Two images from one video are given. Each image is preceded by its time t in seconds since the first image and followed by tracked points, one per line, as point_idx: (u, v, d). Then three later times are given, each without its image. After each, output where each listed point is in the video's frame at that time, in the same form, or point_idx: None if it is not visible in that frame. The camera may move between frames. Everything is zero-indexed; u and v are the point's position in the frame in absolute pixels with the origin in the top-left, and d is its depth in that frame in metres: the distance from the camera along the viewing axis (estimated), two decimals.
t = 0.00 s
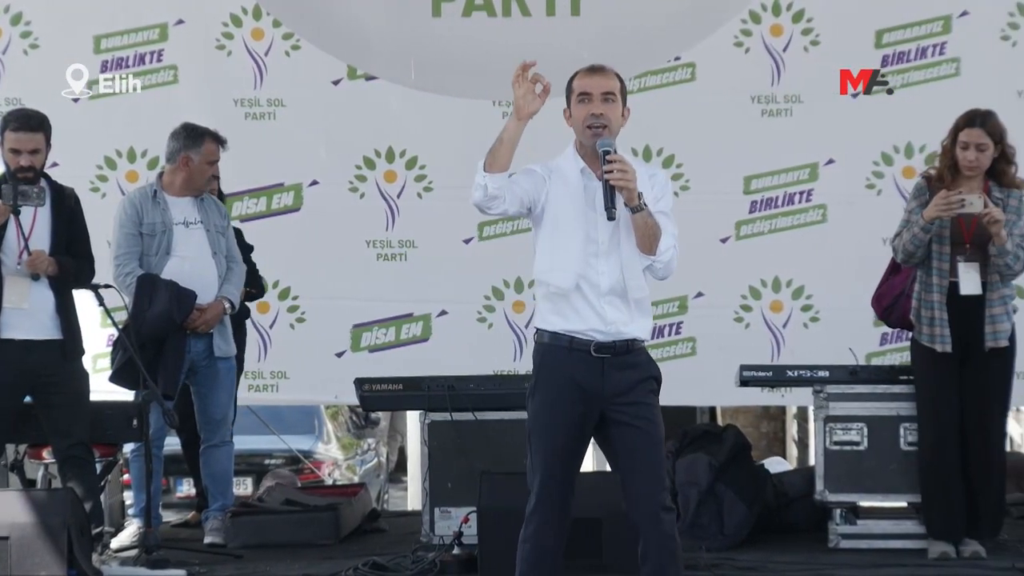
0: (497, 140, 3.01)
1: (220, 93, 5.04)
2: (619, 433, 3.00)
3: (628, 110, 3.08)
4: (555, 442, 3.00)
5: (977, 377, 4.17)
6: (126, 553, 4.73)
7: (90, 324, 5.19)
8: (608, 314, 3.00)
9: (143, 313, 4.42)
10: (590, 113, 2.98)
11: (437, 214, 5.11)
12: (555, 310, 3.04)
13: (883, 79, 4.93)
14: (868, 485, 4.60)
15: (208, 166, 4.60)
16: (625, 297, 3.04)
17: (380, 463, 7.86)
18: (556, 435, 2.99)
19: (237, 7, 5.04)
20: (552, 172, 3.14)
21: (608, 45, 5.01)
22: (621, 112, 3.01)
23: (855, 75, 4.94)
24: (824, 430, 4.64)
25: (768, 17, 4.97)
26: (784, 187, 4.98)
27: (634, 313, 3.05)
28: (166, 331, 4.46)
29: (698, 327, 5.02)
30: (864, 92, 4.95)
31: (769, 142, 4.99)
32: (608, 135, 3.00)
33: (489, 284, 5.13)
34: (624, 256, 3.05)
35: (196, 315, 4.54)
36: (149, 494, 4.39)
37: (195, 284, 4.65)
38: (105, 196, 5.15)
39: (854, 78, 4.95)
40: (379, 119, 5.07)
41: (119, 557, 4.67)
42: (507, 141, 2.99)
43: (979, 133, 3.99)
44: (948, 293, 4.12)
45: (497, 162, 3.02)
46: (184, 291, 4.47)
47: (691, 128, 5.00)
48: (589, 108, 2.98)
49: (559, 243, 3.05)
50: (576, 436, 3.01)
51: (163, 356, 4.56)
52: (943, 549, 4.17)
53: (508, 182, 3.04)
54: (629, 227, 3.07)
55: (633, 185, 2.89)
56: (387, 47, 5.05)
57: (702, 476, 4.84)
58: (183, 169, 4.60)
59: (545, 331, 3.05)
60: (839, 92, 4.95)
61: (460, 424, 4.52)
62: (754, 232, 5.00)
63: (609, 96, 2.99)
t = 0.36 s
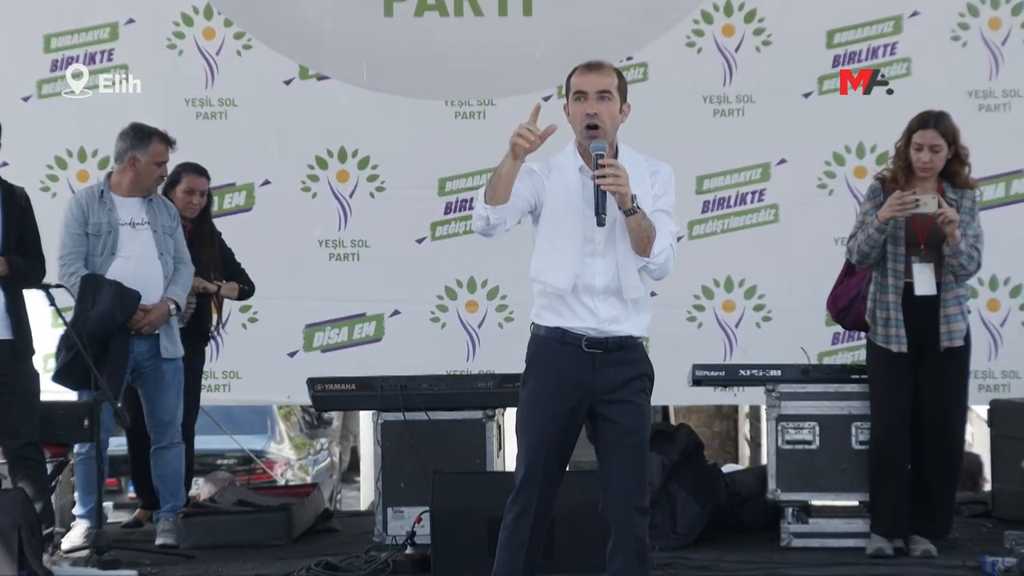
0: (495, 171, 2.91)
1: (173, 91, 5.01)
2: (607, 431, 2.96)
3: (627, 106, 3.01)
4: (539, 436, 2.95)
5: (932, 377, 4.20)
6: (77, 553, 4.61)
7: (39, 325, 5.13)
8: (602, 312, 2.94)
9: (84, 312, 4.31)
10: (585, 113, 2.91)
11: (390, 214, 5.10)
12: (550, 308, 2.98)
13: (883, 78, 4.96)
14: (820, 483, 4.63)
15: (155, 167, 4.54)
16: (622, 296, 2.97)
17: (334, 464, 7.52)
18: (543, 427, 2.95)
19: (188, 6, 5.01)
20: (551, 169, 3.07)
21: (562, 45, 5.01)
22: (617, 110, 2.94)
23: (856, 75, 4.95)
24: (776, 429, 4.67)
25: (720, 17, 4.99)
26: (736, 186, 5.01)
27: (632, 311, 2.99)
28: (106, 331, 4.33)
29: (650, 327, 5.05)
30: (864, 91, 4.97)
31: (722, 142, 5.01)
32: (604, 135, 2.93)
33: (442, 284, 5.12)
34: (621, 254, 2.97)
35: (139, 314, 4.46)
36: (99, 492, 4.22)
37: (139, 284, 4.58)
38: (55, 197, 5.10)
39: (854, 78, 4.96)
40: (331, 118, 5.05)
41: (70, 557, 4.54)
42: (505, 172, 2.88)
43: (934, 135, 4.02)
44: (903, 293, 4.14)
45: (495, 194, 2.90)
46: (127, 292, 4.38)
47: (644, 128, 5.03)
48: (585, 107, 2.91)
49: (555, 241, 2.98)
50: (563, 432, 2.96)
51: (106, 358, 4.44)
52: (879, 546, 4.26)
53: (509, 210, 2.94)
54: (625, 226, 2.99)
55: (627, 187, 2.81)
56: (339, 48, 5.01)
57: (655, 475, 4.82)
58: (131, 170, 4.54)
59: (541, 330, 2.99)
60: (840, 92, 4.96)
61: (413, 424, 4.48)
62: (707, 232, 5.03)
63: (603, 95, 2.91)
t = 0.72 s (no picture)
0: (483, 191, 2.98)
1: (131, 91, 5.00)
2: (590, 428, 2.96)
3: (625, 101, 3.02)
4: (524, 437, 2.95)
5: (888, 378, 4.23)
6: (34, 554, 4.51)
7: None
8: (583, 306, 2.96)
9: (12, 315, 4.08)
10: (579, 106, 2.93)
11: (348, 213, 5.08)
12: (534, 301, 3.02)
13: (883, 78, 4.99)
14: (778, 482, 4.66)
15: (95, 175, 4.43)
16: (607, 290, 2.98)
17: (293, 463, 7.63)
18: (527, 427, 2.95)
19: (146, 5, 5.00)
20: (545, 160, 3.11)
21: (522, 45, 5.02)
22: (614, 104, 2.95)
23: (855, 75, 4.99)
24: (735, 429, 4.69)
25: (679, 17, 5.01)
26: (695, 186, 5.04)
27: (618, 305, 2.99)
28: (27, 340, 4.14)
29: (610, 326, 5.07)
30: (864, 91, 5.00)
31: (681, 143, 5.04)
32: (596, 129, 2.94)
33: (401, 284, 5.10)
34: (607, 249, 2.98)
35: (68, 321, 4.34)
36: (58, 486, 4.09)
37: (72, 290, 4.47)
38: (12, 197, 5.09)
39: (854, 78, 5.00)
40: (290, 118, 5.04)
41: (28, 557, 4.45)
42: (492, 195, 2.94)
43: (891, 136, 4.08)
44: (860, 293, 4.17)
45: (482, 213, 2.98)
46: (57, 297, 4.23)
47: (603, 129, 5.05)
48: (580, 101, 2.93)
49: (541, 234, 3.02)
50: (548, 432, 2.96)
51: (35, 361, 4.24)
52: (794, 548, 4.35)
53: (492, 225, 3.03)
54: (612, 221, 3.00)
55: (609, 176, 2.82)
56: (296, 47, 4.93)
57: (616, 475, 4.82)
58: (71, 174, 4.44)
59: (527, 321, 3.03)
60: (840, 92, 4.99)
61: (372, 424, 4.45)
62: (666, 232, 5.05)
63: (599, 88, 2.92)
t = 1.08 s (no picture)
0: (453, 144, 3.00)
1: (89, 91, 4.96)
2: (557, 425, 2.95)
3: (596, 102, 3.01)
4: (492, 435, 2.94)
5: (841, 377, 4.27)
6: None
7: None
8: (547, 300, 2.95)
9: None
10: (550, 105, 2.93)
11: (308, 213, 5.05)
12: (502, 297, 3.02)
13: (883, 78, 5.03)
14: (737, 481, 4.69)
15: (37, 174, 4.32)
16: (573, 285, 2.97)
17: (252, 464, 7.68)
18: (495, 426, 2.94)
19: (104, 4, 4.96)
20: (518, 157, 3.13)
21: (483, 44, 5.01)
22: (583, 104, 2.95)
23: (855, 75, 5.03)
24: (695, 428, 4.71)
25: (639, 17, 5.03)
26: (656, 186, 5.07)
27: (583, 301, 2.98)
28: None
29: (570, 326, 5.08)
30: (864, 91, 5.04)
31: (640, 143, 5.07)
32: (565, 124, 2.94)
33: (361, 284, 5.07)
34: (573, 243, 2.97)
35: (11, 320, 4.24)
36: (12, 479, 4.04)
37: (15, 291, 4.36)
38: None
39: (854, 78, 5.04)
40: (249, 116, 5.00)
41: None
42: (463, 140, 2.96)
43: (846, 135, 4.12)
44: (814, 292, 4.21)
45: (453, 162, 2.99)
46: None
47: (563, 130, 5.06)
48: (551, 100, 2.93)
49: (509, 229, 3.02)
50: (515, 430, 2.95)
51: None
52: (754, 548, 4.39)
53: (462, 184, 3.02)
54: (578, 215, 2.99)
55: (576, 162, 2.82)
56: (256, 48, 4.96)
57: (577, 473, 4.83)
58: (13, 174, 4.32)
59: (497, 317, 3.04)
60: (840, 92, 5.03)
61: (331, 423, 4.42)
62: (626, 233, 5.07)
63: (569, 87, 2.92)
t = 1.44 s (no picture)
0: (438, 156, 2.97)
1: (54, 91, 4.91)
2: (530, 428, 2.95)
3: (564, 104, 3.02)
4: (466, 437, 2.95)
5: (808, 377, 4.30)
6: None
7: None
8: (523, 311, 2.95)
9: None
10: (521, 113, 2.92)
11: (274, 213, 5.03)
12: (476, 305, 3.02)
13: (883, 78, 5.07)
14: (705, 480, 4.71)
15: None
16: (548, 295, 2.98)
17: (220, 464, 7.64)
18: (468, 428, 2.94)
19: (70, 4, 4.93)
20: (487, 163, 3.10)
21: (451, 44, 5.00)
22: (554, 108, 2.95)
23: (855, 75, 5.06)
24: (663, 428, 4.73)
25: (606, 17, 5.05)
26: (624, 186, 5.09)
27: (558, 310, 2.99)
28: None
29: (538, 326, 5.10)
30: (864, 91, 5.07)
31: (608, 143, 5.09)
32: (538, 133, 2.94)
33: (329, 285, 5.06)
34: (548, 253, 2.97)
35: None
36: None
37: None
38: None
39: (854, 78, 5.07)
40: (216, 116, 4.98)
41: None
42: (450, 147, 2.94)
43: (809, 133, 4.16)
44: (779, 292, 4.23)
45: (442, 169, 2.96)
46: None
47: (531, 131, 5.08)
48: (521, 107, 2.92)
49: (483, 238, 3.01)
50: (489, 432, 2.96)
51: None
52: (722, 548, 4.40)
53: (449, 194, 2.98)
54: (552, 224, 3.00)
55: (553, 180, 2.83)
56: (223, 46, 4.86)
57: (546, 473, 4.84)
58: None
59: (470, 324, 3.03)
60: (840, 92, 5.07)
61: (299, 424, 4.40)
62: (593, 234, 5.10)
63: (539, 93, 2.91)
